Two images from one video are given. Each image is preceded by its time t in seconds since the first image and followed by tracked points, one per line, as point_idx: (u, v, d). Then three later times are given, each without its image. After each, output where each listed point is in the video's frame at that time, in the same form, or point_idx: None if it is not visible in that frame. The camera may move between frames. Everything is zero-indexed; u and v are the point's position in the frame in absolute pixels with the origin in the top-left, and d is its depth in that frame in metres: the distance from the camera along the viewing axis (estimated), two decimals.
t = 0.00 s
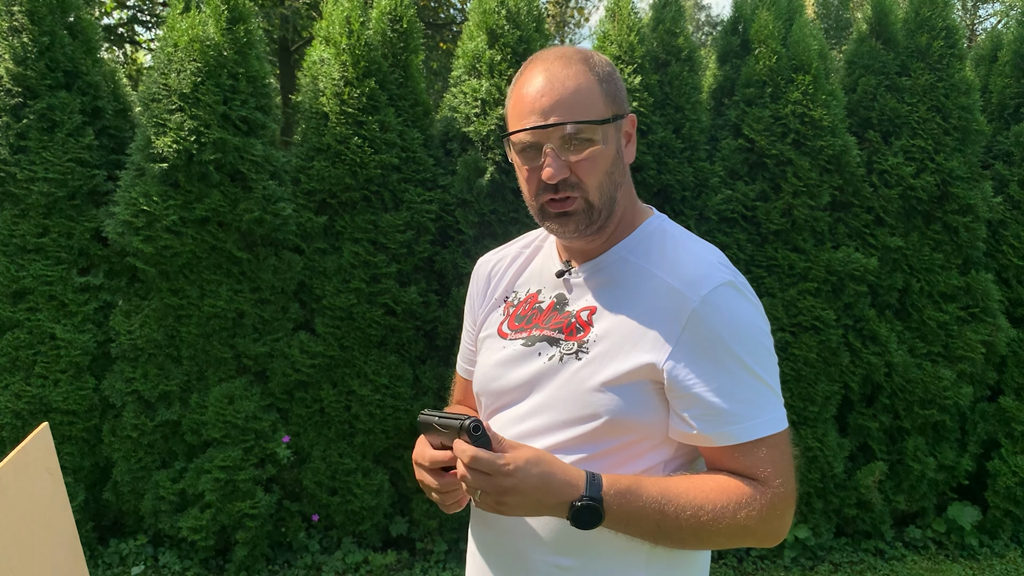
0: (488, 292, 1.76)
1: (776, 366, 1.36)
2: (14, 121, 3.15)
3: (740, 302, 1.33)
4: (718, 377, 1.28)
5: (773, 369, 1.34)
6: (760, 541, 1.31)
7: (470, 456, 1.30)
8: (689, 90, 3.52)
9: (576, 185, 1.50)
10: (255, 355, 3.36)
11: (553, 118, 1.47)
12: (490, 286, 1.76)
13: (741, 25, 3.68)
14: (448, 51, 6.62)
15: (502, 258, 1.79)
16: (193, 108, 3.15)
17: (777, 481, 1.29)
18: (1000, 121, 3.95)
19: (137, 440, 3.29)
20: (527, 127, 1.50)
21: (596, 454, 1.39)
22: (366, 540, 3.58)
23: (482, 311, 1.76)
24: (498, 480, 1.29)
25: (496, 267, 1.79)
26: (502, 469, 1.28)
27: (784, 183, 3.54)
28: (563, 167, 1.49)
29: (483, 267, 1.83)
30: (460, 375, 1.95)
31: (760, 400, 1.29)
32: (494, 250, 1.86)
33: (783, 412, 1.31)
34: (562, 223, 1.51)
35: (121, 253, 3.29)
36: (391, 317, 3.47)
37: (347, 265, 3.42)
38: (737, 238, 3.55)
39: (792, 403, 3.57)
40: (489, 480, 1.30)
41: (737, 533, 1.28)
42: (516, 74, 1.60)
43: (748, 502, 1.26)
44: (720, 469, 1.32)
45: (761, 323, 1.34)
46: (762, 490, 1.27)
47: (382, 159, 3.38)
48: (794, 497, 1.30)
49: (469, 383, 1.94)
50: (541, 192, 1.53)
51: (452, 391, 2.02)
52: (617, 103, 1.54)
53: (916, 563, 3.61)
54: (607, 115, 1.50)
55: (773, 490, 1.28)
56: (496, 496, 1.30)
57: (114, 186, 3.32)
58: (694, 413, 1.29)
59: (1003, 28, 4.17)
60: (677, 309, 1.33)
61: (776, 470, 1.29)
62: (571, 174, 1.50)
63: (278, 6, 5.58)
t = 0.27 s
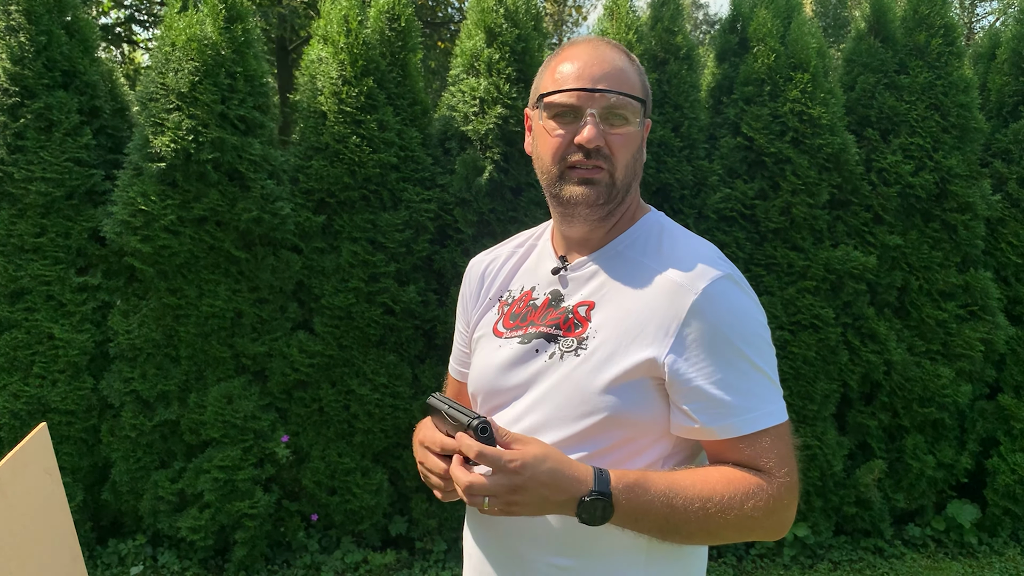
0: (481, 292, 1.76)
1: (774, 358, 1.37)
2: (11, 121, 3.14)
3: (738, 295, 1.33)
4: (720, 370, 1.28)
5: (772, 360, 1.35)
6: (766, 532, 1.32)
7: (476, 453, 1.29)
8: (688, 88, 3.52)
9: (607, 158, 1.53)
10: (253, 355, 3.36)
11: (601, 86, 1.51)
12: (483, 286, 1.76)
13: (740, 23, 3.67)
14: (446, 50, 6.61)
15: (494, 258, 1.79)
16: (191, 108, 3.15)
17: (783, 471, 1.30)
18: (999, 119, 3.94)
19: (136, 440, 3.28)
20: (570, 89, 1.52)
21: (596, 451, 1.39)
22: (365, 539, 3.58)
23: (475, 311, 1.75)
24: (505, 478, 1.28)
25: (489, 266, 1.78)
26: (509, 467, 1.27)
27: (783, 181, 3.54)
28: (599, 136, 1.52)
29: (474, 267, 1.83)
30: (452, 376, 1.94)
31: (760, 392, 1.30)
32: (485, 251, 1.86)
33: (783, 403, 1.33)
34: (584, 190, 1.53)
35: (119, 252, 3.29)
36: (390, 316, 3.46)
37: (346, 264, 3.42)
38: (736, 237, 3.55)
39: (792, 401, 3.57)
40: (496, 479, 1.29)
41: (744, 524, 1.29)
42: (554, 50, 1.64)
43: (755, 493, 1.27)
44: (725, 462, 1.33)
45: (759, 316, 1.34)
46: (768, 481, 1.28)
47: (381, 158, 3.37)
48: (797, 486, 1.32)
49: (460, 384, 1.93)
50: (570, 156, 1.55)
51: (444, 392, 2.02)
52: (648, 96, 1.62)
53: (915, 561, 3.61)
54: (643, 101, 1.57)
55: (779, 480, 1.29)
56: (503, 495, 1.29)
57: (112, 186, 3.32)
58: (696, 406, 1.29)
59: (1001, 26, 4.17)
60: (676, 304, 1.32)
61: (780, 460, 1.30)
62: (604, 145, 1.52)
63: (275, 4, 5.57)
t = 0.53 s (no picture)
0: (479, 292, 1.74)
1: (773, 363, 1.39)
2: (6, 121, 3.13)
3: (743, 299, 1.34)
4: (724, 371, 1.29)
5: (772, 364, 1.36)
6: (760, 535, 1.33)
7: (483, 456, 1.25)
8: (684, 87, 3.52)
9: (609, 158, 1.53)
10: (250, 355, 3.35)
11: (604, 85, 1.51)
12: (481, 286, 1.74)
13: (737, 22, 3.67)
14: (443, 50, 6.60)
15: (492, 258, 1.77)
16: (187, 108, 3.14)
17: (778, 475, 1.31)
18: (996, 117, 3.95)
19: (133, 441, 3.28)
20: (573, 89, 1.52)
21: (597, 450, 1.38)
22: (363, 540, 3.58)
23: (472, 312, 1.74)
24: (514, 477, 1.24)
25: (487, 266, 1.77)
26: (517, 463, 1.24)
27: (780, 180, 3.54)
28: (602, 136, 1.52)
29: (471, 267, 1.81)
30: (445, 376, 1.93)
31: (760, 395, 1.30)
32: (482, 251, 1.85)
33: (782, 408, 1.34)
34: (586, 189, 1.52)
35: (116, 253, 3.28)
36: (387, 316, 3.46)
37: (343, 265, 3.41)
38: (733, 236, 3.55)
39: (789, 400, 3.57)
40: (505, 477, 1.25)
41: (742, 525, 1.29)
42: (558, 50, 1.65)
43: (752, 495, 1.28)
44: (721, 463, 1.34)
45: (761, 320, 1.35)
46: (764, 484, 1.30)
47: (377, 158, 3.37)
48: (792, 491, 1.34)
49: (453, 383, 1.92)
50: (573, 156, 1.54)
51: (436, 391, 2.01)
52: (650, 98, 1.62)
53: (913, 560, 3.61)
54: (646, 102, 1.57)
55: (776, 484, 1.31)
56: (513, 493, 1.25)
57: (108, 186, 3.31)
58: (700, 406, 1.29)
59: (997, 24, 4.17)
60: (684, 303, 1.33)
61: (778, 464, 1.32)
62: (606, 145, 1.52)
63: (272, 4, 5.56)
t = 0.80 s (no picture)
0: (475, 293, 1.73)
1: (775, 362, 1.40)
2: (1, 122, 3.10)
3: (745, 300, 1.36)
4: (730, 374, 1.30)
5: (775, 364, 1.37)
6: (771, 533, 1.34)
7: (496, 472, 1.24)
8: (680, 87, 3.52)
9: (606, 156, 1.52)
10: (247, 356, 3.35)
11: (599, 84, 1.51)
12: (477, 287, 1.73)
13: (732, 22, 3.67)
14: (439, 50, 6.60)
15: (488, 258, 1.76)
16: (183, 109, 3.14)
17: (788, 474, 1.33)
18: (991, 116, 3.95)
19: (129, 442, 3.27)
20: (569, 88, 1.52)
21: (603, 454, 1.39)
22: (360, 540, 3.58)
23: (469, 312, 1.73)
24: (529, 493, 1.23)
25: (482, 266, 1.75)
26: (530, 478, 1.23)
27: (776, 179, 3.54)
28: (599, 135, 1.51)
29: (467, 267, 1.80)
30: (440, 376, 1.92)
31: (767, 395, 1.32)
32: (477, 250, 1.84)
33: (787, 406, 1.35)
34: (584, 188, 1.51)
35: (112, 254, 3.28)
36: (384, 316, 3.46)
37: (339, 265, 3.41)
38: (729, 235, 3.55)
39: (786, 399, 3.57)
40: (518, 493, 1.24)
41: (752, 525, 1.31)
42: (551, 52, 1.65)
43: (763, 494, 1.29)
44: (730, 464, 1.35)
45: (762, 320, 1.37)
46: (775, 484, 1.31)
47: (373, 159, 3.36)
48: (801, 487, 1.35)
49: (448, 383, 1.92)
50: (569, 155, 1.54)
51: (430, 390, 2.00)
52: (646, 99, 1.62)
53: (910, 558, 3.62)
54: (641, 102, 1.57)
55: (786, 482, 1.32)
56: (527, 509, 1.24)
57: (104, 187, 3.31)
58: (707, 410, 1.30)
59: (992, 23, 4.18)
60: (687, 307, 1.34)
61: (787, 464, 1.33)
62: (604, 144, 1.52)
63: (267, 5, 5.56)
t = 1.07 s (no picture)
0: (473, 293, 1.73)
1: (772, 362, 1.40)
2: None
3: (742, 302, 1.36)
4: (728, 375, 1.30)
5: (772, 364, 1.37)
6: (769, 531, 1.35)
7: (503, 476, 1.24)
8: (677, 87, 3.52)
9: (597, 162, 1.53)
10: (244, 357, 3.35)
11: (589, 90, 1.51)
12: (475, 287, 1.73)
13: (729, 22, 3.67)
14: (436, 50, 6.60)
15: (485, 258, 1.76)
16: (179, 109, 3.14)
17: (785, 472, 1.33)
18: (986, 116, 3.97)
19: (126, 443, 3.27)
20: (560, 94, 1.52)
21: (602, 455, 1.39)
22: (357, 541, 3.58)
23: (466, 312, 1.73)
24: (535, 496, 1.23)
25: (479, 267, 1.75)
26: (536, 481, 1.23)
27: (772, 179, 3.55)
28: (589, 141, 1.52)
29: (464, 267, 1.80)
30: (438, 376, 1.92)
31: (765, 396, 1.32)
32: (474, 250, 1.83)
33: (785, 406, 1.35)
34: (575, 194, 1.52)
35: (108, 255, 3.28)
36: (381, 317, 3.46)
37: (336, 266, 3.41)
38: (726, 235, 3.56)
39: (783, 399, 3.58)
40: (525, 497, 1.23)
41: (749, 524, 1.31)
42: (545, 52, 1.65)
43: (762, 494, 1.30)
44: (729, 464, 1.35)
45: (759, 321, 1.37)
46: (772, 482, 1.31)
47: (370, 159, 3.37)
48: (798, 486, 1.36)
49: (447, 383, 1.91)
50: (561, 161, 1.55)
51: (428, 391, 2.01)
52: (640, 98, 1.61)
53: (905, 557, 3.63)
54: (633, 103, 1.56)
55: (784, 481, 1.33)
56: (533, 513, 1.24)
57: (101, 188, 3.31)
58: (705, 411, 1.31)
59: (988, 23, 4.19)
60: (685, 309, 1.34)
61: (784, 463, 1.33)
62: (594, 150, 1.53)
63: (263, 5, 5.55)
